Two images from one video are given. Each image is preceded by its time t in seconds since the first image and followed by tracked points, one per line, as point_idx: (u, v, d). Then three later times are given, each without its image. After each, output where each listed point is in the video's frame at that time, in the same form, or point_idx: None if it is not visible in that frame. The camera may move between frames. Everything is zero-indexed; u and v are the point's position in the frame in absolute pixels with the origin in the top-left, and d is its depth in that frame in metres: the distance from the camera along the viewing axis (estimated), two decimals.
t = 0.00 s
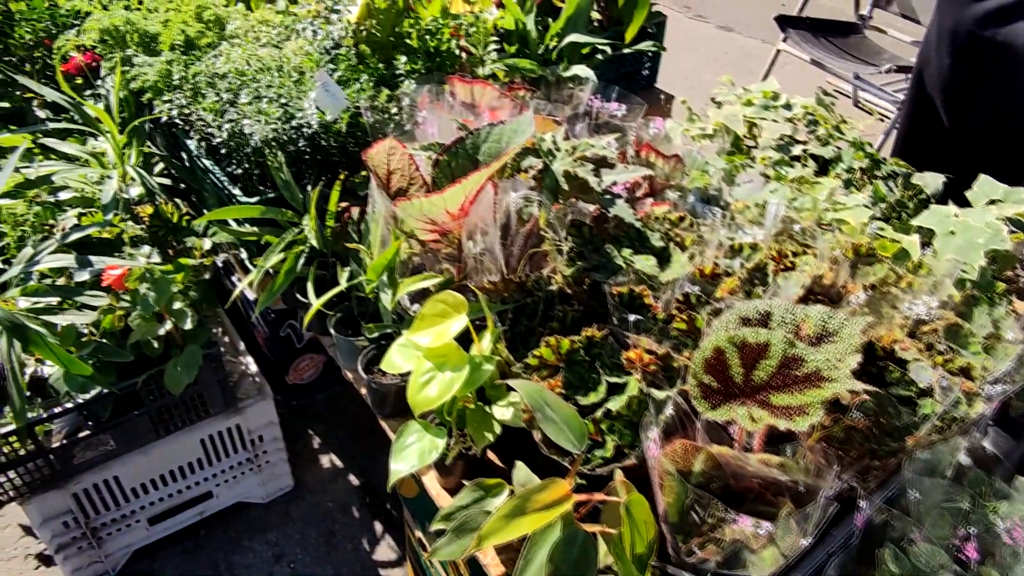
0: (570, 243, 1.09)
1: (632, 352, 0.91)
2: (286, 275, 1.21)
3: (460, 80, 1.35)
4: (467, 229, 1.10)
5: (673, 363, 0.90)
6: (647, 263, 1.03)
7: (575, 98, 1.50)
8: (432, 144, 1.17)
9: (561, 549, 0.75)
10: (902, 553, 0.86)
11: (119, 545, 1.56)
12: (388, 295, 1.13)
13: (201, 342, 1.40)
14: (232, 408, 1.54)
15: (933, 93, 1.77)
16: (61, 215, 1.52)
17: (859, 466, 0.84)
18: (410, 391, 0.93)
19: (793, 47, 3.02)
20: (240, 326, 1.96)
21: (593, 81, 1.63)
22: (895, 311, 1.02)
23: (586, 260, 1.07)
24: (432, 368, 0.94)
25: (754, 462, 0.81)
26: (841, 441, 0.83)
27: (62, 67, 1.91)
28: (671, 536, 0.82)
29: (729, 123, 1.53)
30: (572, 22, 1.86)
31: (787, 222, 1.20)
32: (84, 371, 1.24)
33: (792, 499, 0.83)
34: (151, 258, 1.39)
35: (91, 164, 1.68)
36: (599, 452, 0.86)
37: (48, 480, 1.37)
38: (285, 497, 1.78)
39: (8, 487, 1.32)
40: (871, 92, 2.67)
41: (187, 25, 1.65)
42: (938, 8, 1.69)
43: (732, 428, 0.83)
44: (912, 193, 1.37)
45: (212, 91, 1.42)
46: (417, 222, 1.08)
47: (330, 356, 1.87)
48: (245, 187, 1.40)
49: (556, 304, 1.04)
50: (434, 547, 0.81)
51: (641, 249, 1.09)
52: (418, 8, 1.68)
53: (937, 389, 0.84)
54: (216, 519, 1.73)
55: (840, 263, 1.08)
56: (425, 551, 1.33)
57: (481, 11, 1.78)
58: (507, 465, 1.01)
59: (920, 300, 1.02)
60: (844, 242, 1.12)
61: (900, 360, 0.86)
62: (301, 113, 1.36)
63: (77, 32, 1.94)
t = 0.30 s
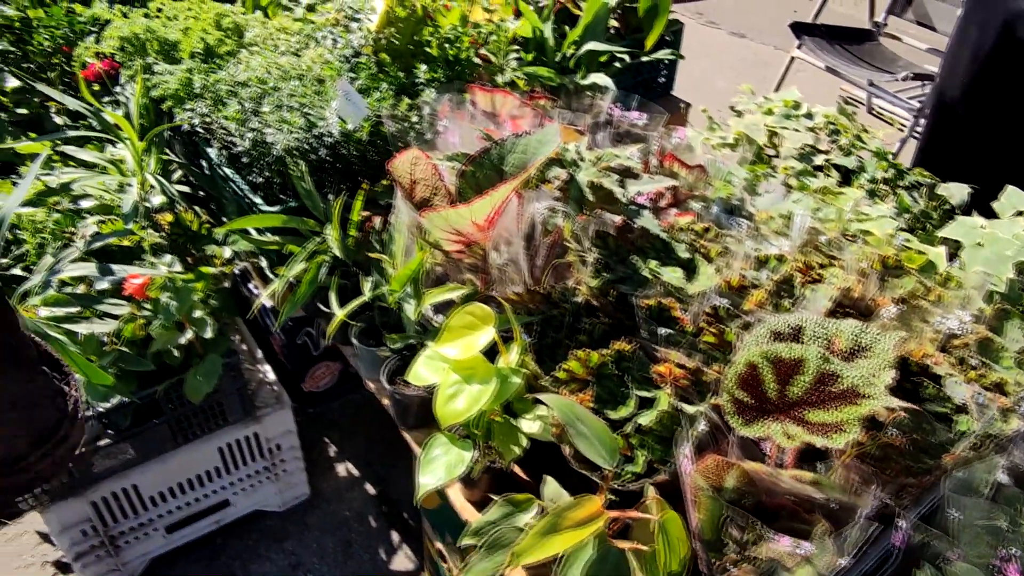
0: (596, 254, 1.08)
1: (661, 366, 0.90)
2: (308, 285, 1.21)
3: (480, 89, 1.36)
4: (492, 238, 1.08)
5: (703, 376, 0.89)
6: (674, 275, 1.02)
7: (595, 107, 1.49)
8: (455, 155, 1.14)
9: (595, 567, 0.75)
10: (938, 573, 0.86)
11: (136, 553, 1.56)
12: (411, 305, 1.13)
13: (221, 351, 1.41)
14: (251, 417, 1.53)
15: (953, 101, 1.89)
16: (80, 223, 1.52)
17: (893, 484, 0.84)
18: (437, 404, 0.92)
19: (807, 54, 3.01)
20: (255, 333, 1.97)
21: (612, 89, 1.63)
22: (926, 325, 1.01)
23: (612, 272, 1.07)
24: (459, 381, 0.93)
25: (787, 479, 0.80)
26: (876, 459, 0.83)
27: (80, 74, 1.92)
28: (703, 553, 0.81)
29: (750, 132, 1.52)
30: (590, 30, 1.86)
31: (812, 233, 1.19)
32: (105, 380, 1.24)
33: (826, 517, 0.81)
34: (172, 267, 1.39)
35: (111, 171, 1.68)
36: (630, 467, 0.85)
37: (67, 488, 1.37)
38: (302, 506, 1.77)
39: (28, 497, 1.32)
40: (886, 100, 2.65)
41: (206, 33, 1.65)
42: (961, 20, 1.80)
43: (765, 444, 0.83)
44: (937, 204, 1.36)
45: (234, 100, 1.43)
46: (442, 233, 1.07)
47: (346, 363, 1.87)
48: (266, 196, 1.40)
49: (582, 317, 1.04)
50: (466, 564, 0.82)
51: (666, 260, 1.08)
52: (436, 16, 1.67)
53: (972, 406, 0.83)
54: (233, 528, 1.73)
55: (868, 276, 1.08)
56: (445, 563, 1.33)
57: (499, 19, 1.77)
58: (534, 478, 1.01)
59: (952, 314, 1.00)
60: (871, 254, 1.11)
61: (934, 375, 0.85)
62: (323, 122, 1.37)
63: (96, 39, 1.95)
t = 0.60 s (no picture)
0: (640, 268, 1.07)
1: (715, 385, 0.91)
2: (347, 300, 1.21)
3: (515, 102, 1.38)
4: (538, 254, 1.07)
5: (759, 395, 0.90)
6: (721, 289, 1.02)
7: (627, 118, 1.49)
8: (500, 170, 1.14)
9: None
10: None
11: (168, 566, 1.55)
12: (452, 320, 1.12)
13: (255, 365, 1.40)
14: (281, 429, 1.52)
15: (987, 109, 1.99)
16: (109, 236, 1.53)
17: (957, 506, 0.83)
18: (489, 424, 0.91)
19: (825, 61, 3.00)
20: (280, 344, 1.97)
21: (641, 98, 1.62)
22: (976, 341, 1.00)
23: (657, 287, 1.06)
24: (509, 400, 0.92)
25: (844, 496, 0.79)
26: (941, 481, 0.82)
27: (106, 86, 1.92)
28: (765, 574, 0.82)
29: (782, 143, 1.52)
30: (616, 40, 1.86)
31: (854, 246, 1.19)
32: (141, 395, 1.24)
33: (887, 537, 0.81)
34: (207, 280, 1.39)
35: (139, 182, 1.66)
36: (686, 485, 0.85)
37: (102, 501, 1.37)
38: (330, 518, 1.77)
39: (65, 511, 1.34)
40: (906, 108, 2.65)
41: (235, 45, 1.64)
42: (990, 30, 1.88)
43: (824, 464, 0.83)
44: (974, 215, 1.36)
45: (268, 113, 1.42)
46: (487, 249, 1.06)
47: (371, 374, 1.86)
48: (301, 210, 1.40)
49: (630, 333, 1.03)
50: None
51: (711, 275, 1.08)
52: (465, 28, 1.67)
53: None
54: (261, 540, 1.72)
55: (914, 291, 1.08)
56: None
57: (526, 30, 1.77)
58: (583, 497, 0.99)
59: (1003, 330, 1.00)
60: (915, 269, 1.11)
61: (993, 393, 0.86)
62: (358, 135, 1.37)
63: (123, 52, 1.95)
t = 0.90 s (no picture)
0: (697, 282, 1.08)
1: (784, 400, 0.90)
2: (395, 314, 1.20)
3: (555, 114, 1.38)
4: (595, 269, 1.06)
5: (829, 411, 0.89)
6: (780, 302, 1.02)
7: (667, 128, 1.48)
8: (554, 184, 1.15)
9: None
10: None
11: None
12: (504, 333, 1.12)
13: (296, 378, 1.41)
14: (320, 443, 1.51)
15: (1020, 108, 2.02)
16: (145, 249, 1.52)
17: None
18: (553, 440, 0.91)
19: (844, 68, 3.00)
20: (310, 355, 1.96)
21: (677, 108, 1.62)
22: None
23: (714, 300, 1.06)
24: (573, 416, 0.92)
25: (923, 513, 0.78)
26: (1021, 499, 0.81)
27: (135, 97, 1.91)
28: None
29: (820, 153, 1.52)
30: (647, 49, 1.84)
31: (906, 258, 1.18)
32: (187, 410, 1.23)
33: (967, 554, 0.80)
34: (249, 294, 1.38)
35: (172, 195, 1.64)
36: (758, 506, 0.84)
37: (142, 517, 1.35)
38: (363, 531, 1.76)
39: (105, 527, 1.32)
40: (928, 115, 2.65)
41: (269, 56, 1.64)
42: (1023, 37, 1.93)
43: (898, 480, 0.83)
44: (1020, 226, 1.35)
45: (309, 126, 1.42)
46: (545, 263, 1.07)
47: (401, 385, 1.87)
48: (345, 223, 1.39)
49: (691, 346, 1.03)
50: None
51: (768, 288, 1.07)
52: (500, 38, 1.66)
53: None
54: (295, 555, 1.71)
55: (971, 304, 1.07)
56: None
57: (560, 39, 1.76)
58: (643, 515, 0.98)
59: None
60: (970, 281, 1.11)
61: None
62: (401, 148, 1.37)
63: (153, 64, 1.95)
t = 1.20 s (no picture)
0: (742, 294, 1.08)
1: (842, 414, 0.91)
2: (435, 328, 1.20)
3: (589, 127, 1.38)
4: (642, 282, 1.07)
5: (887, 426, 0.90)
6: (828, 314, 1.02)
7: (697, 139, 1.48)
8: (597, 198, 1.15)
9: None
10: None
11: None
12: (547, 346, 1.11)
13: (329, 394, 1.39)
14: (351, 457, 1.50)
15: None
16: (174, 262, 1.51)
17: None
18: (606, 455, 0.90)
19: (855, 76, 3.01)
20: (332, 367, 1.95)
21: (702, 120, 1.64)
22: None
23: (760, 313, 1.06)
24: (627, 432, 0.91)
25: (988, 529, 0.78)
26: None
27: (156, 110, 1.90)
28: None
29: (849, 163, 1.52)
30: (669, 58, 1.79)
31: (946, 268, 1.19)
32: (225, 426, 1.22)
33: None
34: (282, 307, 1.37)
35: (199, 210, 1.59)
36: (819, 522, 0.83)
37: (177, 534, 1.34)
38: (391, 544, 1.75)
39: (139, 544, 1.30)
40: (942, 123, 2.66)
41: (296, 68, 1.64)
42: None
43: (962, 495, 0.82)
44: None
45: (342, 138, 1.42)
46: (591, 277, 1.08)
47: (425, 397, 1.86)
48: (378, 237, 1.38)
49: (741, 359, 1.03)
50: None
51: (813, 300, 1.08)
52: (526, 50, 1.66)
53: None
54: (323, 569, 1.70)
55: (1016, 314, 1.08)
56: None
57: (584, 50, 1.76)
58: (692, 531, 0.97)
59: None
60: (1012, 291, 1.11)
61: None
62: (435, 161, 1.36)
63: (177, 78, 1.95)
